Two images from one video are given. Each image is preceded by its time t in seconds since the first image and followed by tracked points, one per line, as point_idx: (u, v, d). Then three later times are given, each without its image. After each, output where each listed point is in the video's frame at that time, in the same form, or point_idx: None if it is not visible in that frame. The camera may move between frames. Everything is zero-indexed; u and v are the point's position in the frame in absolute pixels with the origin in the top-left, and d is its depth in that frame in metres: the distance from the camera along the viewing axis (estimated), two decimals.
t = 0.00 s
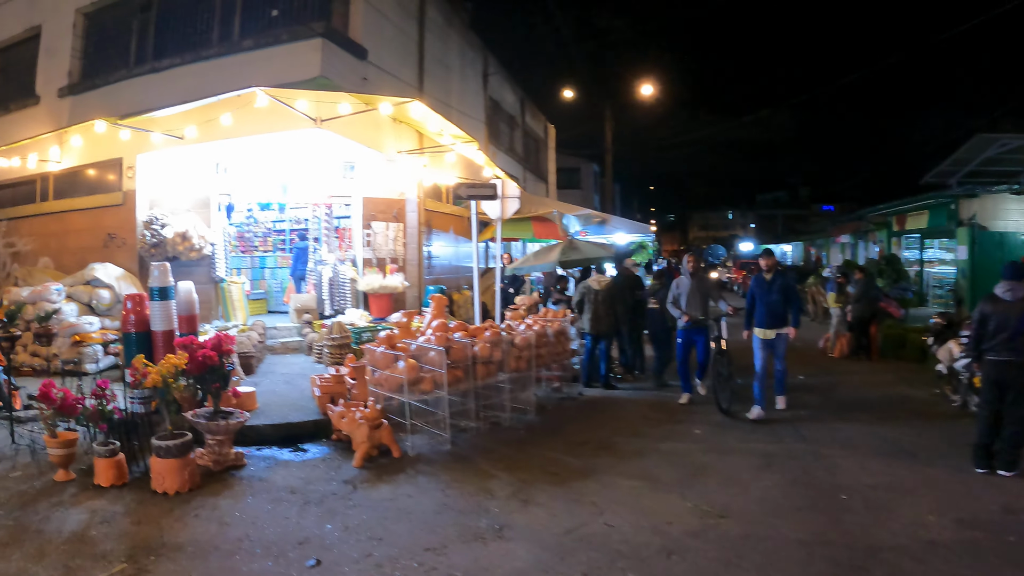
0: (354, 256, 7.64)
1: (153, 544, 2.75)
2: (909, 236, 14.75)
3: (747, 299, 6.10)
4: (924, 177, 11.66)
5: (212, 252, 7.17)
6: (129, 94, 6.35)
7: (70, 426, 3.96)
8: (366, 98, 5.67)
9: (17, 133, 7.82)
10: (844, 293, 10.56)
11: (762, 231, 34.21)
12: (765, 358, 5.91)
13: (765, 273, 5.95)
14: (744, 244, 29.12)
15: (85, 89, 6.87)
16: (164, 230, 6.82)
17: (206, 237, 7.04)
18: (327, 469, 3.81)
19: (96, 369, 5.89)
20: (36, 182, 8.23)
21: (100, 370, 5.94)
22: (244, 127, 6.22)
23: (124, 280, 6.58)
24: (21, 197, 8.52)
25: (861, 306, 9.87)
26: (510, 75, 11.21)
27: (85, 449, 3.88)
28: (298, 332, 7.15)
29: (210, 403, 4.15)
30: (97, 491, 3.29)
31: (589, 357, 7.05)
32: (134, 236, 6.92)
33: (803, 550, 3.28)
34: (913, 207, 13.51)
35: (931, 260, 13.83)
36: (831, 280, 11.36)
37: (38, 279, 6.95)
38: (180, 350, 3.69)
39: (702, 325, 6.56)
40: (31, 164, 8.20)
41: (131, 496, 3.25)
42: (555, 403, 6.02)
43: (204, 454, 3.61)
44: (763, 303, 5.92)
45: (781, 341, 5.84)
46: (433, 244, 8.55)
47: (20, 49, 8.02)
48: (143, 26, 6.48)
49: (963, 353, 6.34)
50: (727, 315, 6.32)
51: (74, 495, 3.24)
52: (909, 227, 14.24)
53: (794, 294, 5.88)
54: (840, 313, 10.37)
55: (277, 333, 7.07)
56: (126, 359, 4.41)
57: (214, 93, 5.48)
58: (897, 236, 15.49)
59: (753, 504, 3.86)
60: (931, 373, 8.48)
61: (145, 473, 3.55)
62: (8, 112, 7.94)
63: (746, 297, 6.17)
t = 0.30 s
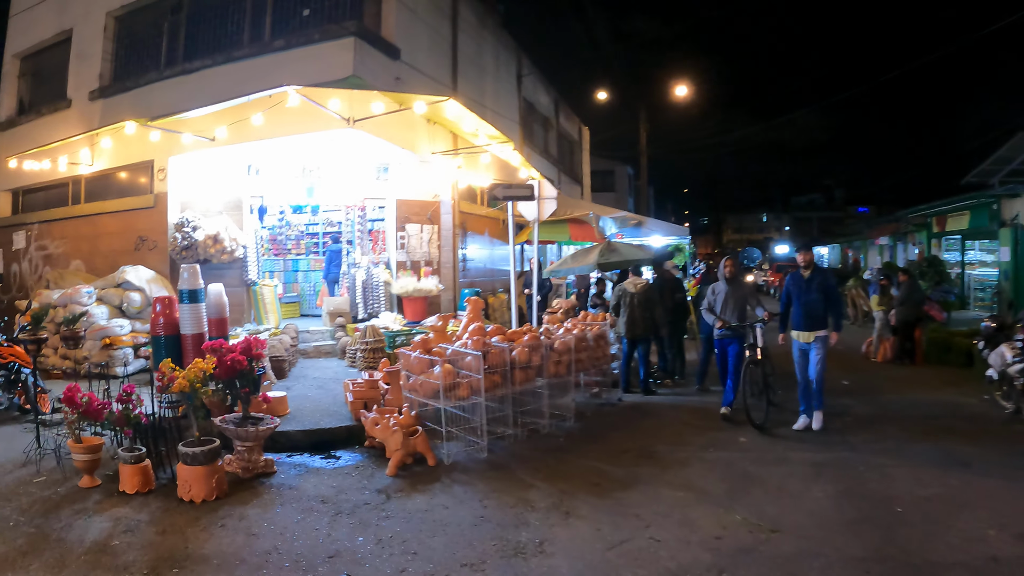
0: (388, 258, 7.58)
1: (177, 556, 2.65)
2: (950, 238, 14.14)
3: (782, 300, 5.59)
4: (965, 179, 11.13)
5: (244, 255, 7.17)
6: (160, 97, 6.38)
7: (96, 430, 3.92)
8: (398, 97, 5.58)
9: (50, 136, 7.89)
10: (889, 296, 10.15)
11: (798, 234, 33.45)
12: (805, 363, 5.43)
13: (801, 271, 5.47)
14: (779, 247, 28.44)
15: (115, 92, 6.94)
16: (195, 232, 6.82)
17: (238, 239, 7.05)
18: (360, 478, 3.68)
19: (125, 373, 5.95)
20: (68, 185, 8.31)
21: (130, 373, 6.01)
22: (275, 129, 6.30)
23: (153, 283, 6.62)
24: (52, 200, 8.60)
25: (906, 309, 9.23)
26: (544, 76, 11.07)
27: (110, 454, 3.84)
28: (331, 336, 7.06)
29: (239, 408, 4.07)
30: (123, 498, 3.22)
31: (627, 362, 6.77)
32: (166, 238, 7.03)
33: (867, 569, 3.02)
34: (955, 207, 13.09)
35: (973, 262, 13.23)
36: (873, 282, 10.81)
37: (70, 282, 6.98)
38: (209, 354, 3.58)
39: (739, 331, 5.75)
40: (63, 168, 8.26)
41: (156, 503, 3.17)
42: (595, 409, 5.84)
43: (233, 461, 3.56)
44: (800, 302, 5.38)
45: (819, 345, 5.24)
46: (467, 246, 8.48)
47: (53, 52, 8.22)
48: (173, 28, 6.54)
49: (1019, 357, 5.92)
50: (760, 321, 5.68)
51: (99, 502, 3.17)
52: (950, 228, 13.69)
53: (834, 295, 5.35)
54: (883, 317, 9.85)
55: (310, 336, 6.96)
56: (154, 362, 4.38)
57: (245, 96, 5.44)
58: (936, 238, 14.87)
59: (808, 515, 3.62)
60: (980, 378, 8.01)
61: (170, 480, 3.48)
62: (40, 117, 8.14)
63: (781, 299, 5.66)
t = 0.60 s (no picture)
0: (419, 259, 7.57)
1: (193, 569, 2.56)
2: (992, 239, 13.35)
3: (819, 309, 4.98)
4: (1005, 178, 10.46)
5: (273, 256, 7.17)
6: (188, 97, 6.39)
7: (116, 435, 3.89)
8: (428, 95, 5.49)
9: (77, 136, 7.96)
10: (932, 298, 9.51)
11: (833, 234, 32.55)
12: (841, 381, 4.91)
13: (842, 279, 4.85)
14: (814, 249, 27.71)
15: (143, 92, 7.00)
16: (223, 233, 6.79)
17: (266, 240, 7.02)
18: (387, 488, 3.57)
19: (148, 375, 5.97)
20: (95, 185, 8.38)
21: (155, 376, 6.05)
22: (302, 125, 6.28)
23: (180, 284, 6.66)
24: (79, 200, 8.69)
25: (949, 313, 8.72)
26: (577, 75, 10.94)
27: (130, 459, 3.83)
28: (361, 338, 6.99)
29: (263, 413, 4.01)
30: (140, 506, 3.17)
31: (663, 367, 6.56)
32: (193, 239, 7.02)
33: None
34: (997, 207, 12.27)
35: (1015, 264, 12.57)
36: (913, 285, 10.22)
37: (97, 283, 7.02)
38: (232, 357, 3.50)
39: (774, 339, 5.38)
40: (89, 167, 8.36)
41: (175, 512, 3.10)
42: (631, 416, 5.65)
43: (255, 469, 3.48)
44: (839, 313, 4.76)
45: (860, 362, 4.62)
46: (501, 247, 8.40)
47: (83, 52, 8.35)
48: (200, 28, 6.57)
49: None
50: (796, 327, 5.36)
51: (115, 510, 3.12)
52: (991, 228, 12.94)
53: (878, 305, 4.73)
54: (926, 321, 9.36)
55: (339, 338, 6.92)
56: (178, 365, 4.34)
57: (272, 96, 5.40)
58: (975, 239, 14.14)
59: (860, 531, 3.38)
60: None
61: (190, 487, 3.42)
62: (70, 118, 8.27)
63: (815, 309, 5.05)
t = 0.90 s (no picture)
0: (452, 260, 7.53)
1: None
2: None
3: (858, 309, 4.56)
4: None
5: (304, 256, 7.17)
6: (219, 97, 6.41)
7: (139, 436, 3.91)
8: (460, 93, 5.41)
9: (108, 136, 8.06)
10: (975, 301, 9.03)
11: (870, 236, 31.66)
12: (871, 397, 4.35)
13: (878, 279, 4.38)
14: (850, 249, 26.75)
15: (173, 91, 7.07)
16: (253, 233, 6.83)
17: (296, 240, 7.01)
18: (416, 496, 3.47)
19: (176, 376, 6.04)
20: (126, 185, 8.49)
21: (183, 376, 6.11)
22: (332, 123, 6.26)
23: (210, 284, 6.70)
24: (111, 200, 8.81)
25: (993, 315, 8.40)
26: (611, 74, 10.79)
27: (153, 462, 3.82)
28: (392, 339, 6.93)
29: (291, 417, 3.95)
30: (162, 512, 3.12)
31: (701, 372, 6.36)
32: (222, 239, 7.05)
33: None
34: None
35: None
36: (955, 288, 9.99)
37: (126, 282, 7.11)
38: (258, 360, 3.44)
39: (803, 350, 4.76)
40: (119, 167, 8.46)
41: (197, 518, 3.05)
42: (669, 422, 5.46)
43: (281, 474, 3.40)
44: (877, 316, 4.34)
45: (901, 370, 4.22)
46: (535, 248, 8.35)
47: (114, 52, 8.46)
48: (229, 27, 6.61)
49: None
50: (824, 336, 4.61)
51: (137, 515, 3.08)
52: None
53: (921, 304, 4.22)
54: (968, 325, 8.94)
55: (370, 340, 6.87)
56: (205, 365, 4.33)
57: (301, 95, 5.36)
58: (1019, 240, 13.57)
59: (919, 548, 3.15)
60: None
61: (214, 492, 3.38)
62: (100, 118, 8.39)
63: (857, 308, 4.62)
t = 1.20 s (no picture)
0: (478, 258, 7.50)
1: None
2: None
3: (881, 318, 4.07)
4: None
5: (328, 254, 7.12)
6: (242, 93, 6.41)
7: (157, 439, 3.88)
8: (486, 88, 5.32)
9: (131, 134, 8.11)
10: (1011, 302, 8.78)
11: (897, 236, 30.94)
12: (901, 416, 3.71)
13: (904, 286, 3.89)
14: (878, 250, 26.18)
15: (196, 88, 7.10)
16: (277, 230, 6.84)
17: (320, 237, 6.97)
18: (443, 501, 3.37)
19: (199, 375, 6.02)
20: (149, 183, 8.55)
21: (204, 375, 6.08)
22: (355, 118, 6.20)
23: (233, 283, 6.70)
24: (134, 197, 8.86)
25: None
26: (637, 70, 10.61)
27: (171, 464, 3.78)
28: (417, 339, 6.84)
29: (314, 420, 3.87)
30: (179, 516, 3.06)
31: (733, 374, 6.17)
32: (246, 236, 7.04)
33: None
34: None
35: None
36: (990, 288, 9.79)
37: (148, 280, 7.14)
38: (281, 360, 3.38)
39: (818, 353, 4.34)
40: (142, 164, 8.51)
41: (215, 523, 2.99)
42: (701, 425, 5.28)
43: (304, 477, 3.35)
44: (899, 327, 3.85)
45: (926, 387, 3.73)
46: (561, 246, 8.20)
47: (138, 49, 8.53)
48: (253, 24, 6.60)
49: None
50: (841, 344, 4.24)
51: (153, 519, 3.03)
52: None
53: (949, 314, 3.72)
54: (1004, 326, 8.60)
55: (395, 339, 6.79)
56: (227, 364, 4.28)
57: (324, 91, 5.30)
58: None
59: (974, 558, 2.95)
60: None
61: (233, 496, 3.32)
62: (124, 115, 8.45)
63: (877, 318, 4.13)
